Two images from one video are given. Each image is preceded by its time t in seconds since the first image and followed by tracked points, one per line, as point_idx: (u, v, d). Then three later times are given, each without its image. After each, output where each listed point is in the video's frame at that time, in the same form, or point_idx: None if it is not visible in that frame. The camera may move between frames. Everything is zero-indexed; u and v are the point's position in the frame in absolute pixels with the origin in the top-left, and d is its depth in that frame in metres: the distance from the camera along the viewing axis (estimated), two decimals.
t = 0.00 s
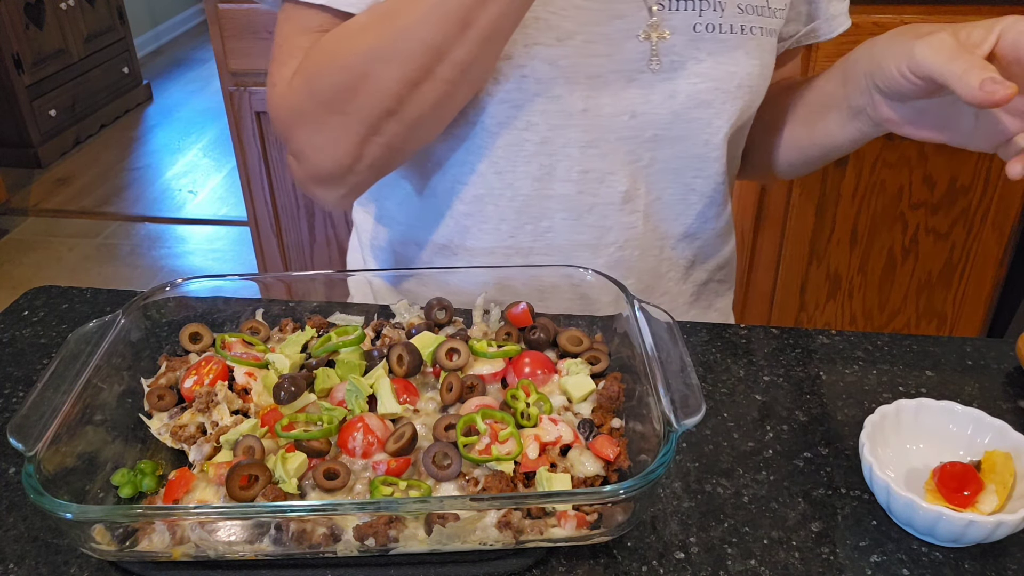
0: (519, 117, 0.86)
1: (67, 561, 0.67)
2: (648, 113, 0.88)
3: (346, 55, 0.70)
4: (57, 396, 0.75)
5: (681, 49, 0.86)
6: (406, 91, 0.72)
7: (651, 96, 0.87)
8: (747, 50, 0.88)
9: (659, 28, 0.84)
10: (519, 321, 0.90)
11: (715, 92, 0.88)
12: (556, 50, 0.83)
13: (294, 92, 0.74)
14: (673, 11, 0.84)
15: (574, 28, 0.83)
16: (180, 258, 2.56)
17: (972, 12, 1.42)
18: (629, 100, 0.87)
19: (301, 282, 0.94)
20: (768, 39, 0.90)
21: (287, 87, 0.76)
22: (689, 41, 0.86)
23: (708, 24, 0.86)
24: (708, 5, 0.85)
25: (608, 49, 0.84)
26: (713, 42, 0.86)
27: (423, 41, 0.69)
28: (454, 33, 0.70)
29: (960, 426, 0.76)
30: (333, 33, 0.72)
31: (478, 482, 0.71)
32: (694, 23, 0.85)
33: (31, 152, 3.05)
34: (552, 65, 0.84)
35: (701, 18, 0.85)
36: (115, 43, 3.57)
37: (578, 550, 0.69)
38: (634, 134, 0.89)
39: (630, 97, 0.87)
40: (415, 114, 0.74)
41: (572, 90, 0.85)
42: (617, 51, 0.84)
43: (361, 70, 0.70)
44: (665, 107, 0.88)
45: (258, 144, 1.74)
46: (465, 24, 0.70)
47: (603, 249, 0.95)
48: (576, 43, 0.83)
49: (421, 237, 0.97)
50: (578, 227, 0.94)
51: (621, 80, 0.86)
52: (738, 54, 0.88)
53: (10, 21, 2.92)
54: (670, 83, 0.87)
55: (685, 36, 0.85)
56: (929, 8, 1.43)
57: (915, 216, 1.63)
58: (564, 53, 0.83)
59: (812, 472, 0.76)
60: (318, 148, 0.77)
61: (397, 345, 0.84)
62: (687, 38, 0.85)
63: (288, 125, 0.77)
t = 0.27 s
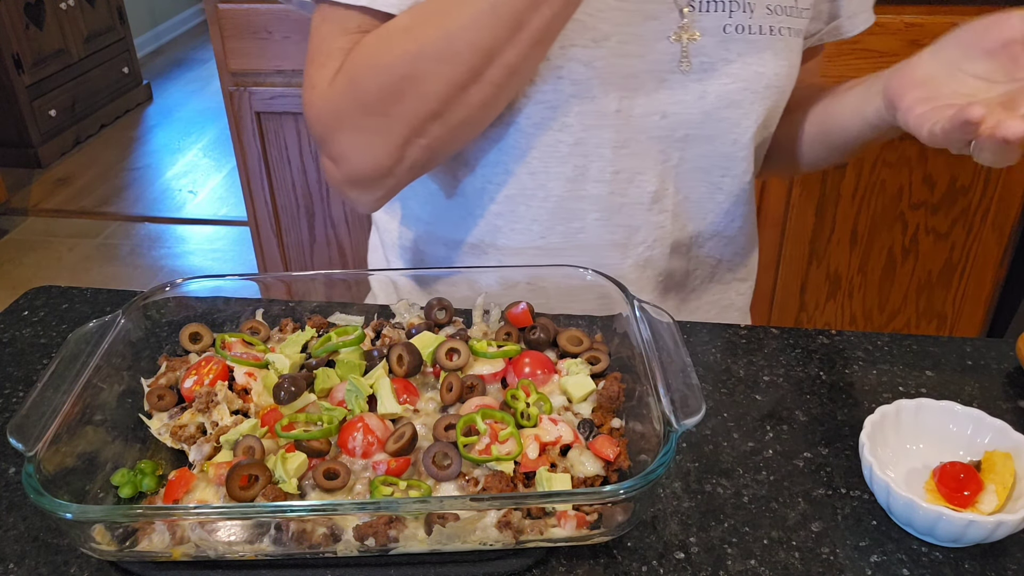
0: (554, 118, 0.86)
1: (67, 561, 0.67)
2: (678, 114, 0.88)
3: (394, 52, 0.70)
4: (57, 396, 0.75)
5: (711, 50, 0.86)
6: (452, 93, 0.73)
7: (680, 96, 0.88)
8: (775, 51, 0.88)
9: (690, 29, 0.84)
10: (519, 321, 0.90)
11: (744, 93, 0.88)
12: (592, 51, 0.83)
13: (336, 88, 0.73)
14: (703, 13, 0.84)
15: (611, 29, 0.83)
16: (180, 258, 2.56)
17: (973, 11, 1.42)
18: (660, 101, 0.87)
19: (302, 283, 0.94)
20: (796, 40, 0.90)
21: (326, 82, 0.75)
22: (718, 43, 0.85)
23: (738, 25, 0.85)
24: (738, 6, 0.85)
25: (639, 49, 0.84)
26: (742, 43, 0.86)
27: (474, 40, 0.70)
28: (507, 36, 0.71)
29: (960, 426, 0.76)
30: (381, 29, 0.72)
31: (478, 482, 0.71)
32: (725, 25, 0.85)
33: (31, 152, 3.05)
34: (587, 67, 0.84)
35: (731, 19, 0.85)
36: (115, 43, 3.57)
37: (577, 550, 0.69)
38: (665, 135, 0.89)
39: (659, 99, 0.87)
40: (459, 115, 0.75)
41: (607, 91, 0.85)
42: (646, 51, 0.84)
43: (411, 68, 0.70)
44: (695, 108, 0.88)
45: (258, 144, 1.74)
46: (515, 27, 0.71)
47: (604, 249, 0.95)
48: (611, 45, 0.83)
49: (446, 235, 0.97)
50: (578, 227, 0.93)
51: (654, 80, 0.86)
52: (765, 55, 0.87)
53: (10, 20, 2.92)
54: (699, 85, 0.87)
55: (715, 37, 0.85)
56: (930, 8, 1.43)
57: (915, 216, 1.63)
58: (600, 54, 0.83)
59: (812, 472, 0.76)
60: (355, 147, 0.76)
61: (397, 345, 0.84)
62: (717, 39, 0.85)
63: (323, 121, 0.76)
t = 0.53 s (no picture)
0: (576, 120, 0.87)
1: (67, 561, 0.67)
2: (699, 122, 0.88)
3: (427, 57, 0.71)
4: (57, 396, 0.75)
5: (735, 59, 0.85)
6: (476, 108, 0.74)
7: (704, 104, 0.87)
8: (802, 62, 0.86)
9: (716, 37, 0.83)
10: (519, 321, 0.90)
11: (766, 103, 0.87)
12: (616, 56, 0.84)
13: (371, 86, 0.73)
14: (729, 21, 0.83)
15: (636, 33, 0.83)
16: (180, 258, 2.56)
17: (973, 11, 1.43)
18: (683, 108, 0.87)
19: (303, 283, 0.94)
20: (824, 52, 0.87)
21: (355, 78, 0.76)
22: (743, 51, 0.84)
23: (764, 35, 0.84)
24: (765, 15, 0.84)
25: (665, 55, 0.84)
26: (768, 53, 0.85)
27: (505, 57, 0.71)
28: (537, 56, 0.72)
29: (960, 426, 0.76)
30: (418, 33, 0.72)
31: (478, 482, 0.71)
32: (751, 34, 0.84)
33: (31, 152, 3.05)
34: (609, 72, 0.85)
35: (758, 28, 0.84)
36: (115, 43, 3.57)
37: (577, 550, 0.69)
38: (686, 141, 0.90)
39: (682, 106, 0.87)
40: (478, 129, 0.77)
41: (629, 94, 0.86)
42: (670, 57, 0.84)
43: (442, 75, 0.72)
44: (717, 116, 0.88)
45: (258, 144, 1.74)
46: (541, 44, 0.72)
47: (605, 248, 0.95)
48: (637, 50, 0.84)
49: (465, 230, 0.98)
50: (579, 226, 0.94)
51: (676, 86, 0.86)
52: (791, 65, 0.86)
53: (10, 20, 2.92)
54: (721, 92, 0.86)
55: (740, 46, 0.84)
56: (930, 8, 1.43)
57: (915, 216, 1.63)
58: (625, 60, 0.84)
59: (812, 472, 0.76)
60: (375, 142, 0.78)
61: (397, 345, 0.84)
62: (741, 48, 0.84)
63: (348, 112, 0.77)
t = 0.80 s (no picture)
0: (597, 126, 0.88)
1: (67, 561, 0.67)
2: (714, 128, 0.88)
3: (496, 98, 0.57)
4: (57, 396, 0.75)
5: (750, 61, 0.85)
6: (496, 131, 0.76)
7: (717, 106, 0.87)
8: (818, 71, 0.85)
9: (732, 36, 0.83)
10: (519, 321, 0.90)
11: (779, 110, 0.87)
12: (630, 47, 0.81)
13: (423, 96, 0.60)
14: (748, 22, 0.83)
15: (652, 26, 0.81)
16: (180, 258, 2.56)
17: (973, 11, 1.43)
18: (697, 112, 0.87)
19: (303, 283, 0.94)
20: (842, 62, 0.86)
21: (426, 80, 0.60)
22: (759, 54, 0.84)
23: (783, 40, 0.84)
24: (786, 20, 0.83)
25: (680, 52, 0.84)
26: (784, 59, 0.85)
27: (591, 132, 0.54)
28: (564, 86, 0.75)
29: (960, 426, 0.76)
30: (484, 38, 0.69)
31: (478, 482, 0.71)
32: (768, 38, 0.84)
33: (31, 152, 3.05)
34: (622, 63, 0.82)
35: (777, 33, 0.84)
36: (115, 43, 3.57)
37: (577, 550, 0.69)
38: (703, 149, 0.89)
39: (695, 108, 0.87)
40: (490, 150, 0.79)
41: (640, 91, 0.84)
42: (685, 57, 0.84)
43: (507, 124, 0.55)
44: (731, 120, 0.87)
45: (258, 144, 1.74)
46: (606, 154, 0.52)
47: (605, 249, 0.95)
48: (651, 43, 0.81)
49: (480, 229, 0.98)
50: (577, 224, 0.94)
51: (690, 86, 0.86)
52: (806, 74, 0.85)
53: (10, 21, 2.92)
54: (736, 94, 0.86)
55: (756, 49, 0.84)
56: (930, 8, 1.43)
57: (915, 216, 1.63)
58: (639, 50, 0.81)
59: (812, 472, 0.76)
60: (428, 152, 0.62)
61: (397, 345, 0.84)
62: (757, 51, 0.84)
63: (403, 113, 0.61)
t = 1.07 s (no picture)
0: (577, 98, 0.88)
1: (67, 560, 0.67)
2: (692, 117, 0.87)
3: (491, 73, 0.58)
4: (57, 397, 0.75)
5: (737, 49, 0.82)
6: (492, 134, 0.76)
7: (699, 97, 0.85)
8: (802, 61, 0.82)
9: (723, 22, 0.81)
10: (519, 321, 0.90)
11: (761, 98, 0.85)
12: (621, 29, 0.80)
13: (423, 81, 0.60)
14: (737, 8, 0.80)
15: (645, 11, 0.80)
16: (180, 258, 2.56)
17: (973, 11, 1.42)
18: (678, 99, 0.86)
19: (303, 283, 0.94)
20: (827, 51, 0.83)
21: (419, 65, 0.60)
22: (746, 42, 0.82)
23: (769, 27, 0.81)
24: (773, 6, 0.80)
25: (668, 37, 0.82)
26: (770, 47, 0.82)
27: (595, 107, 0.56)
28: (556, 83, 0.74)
29: (960, 426, 0.76)
30: (481, 17, 0.67)
31: (478, 482, 0.71)
32: (756, 25, 0.81)
33: (31, 152, 3.05)
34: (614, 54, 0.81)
35: (763, 20, 0.81)
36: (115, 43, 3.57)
37: (577, 550, 0.69)
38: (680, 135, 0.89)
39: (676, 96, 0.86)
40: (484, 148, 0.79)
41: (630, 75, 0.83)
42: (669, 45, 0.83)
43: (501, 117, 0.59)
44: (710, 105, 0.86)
45: (258, 144, 1.74)
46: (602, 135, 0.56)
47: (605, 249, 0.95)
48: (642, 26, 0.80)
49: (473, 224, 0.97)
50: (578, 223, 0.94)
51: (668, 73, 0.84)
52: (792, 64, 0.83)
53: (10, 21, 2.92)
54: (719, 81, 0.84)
55: (744, 36, 0.81)
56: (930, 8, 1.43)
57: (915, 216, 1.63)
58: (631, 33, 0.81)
59: (812, 472, 0.76)
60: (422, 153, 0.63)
61: (397, 345, 0.84)
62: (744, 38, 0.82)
63: (396, 95, 0.61)
